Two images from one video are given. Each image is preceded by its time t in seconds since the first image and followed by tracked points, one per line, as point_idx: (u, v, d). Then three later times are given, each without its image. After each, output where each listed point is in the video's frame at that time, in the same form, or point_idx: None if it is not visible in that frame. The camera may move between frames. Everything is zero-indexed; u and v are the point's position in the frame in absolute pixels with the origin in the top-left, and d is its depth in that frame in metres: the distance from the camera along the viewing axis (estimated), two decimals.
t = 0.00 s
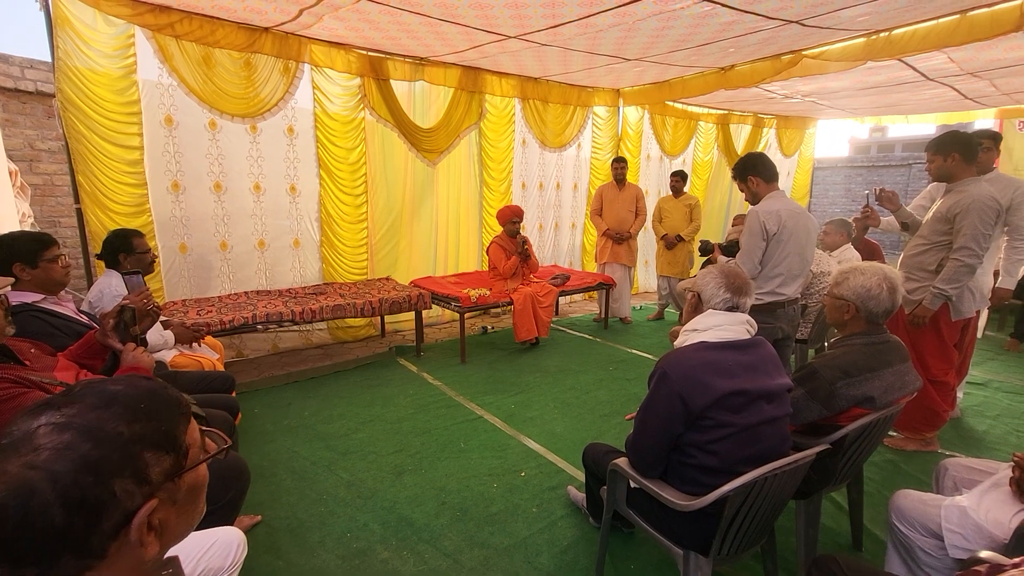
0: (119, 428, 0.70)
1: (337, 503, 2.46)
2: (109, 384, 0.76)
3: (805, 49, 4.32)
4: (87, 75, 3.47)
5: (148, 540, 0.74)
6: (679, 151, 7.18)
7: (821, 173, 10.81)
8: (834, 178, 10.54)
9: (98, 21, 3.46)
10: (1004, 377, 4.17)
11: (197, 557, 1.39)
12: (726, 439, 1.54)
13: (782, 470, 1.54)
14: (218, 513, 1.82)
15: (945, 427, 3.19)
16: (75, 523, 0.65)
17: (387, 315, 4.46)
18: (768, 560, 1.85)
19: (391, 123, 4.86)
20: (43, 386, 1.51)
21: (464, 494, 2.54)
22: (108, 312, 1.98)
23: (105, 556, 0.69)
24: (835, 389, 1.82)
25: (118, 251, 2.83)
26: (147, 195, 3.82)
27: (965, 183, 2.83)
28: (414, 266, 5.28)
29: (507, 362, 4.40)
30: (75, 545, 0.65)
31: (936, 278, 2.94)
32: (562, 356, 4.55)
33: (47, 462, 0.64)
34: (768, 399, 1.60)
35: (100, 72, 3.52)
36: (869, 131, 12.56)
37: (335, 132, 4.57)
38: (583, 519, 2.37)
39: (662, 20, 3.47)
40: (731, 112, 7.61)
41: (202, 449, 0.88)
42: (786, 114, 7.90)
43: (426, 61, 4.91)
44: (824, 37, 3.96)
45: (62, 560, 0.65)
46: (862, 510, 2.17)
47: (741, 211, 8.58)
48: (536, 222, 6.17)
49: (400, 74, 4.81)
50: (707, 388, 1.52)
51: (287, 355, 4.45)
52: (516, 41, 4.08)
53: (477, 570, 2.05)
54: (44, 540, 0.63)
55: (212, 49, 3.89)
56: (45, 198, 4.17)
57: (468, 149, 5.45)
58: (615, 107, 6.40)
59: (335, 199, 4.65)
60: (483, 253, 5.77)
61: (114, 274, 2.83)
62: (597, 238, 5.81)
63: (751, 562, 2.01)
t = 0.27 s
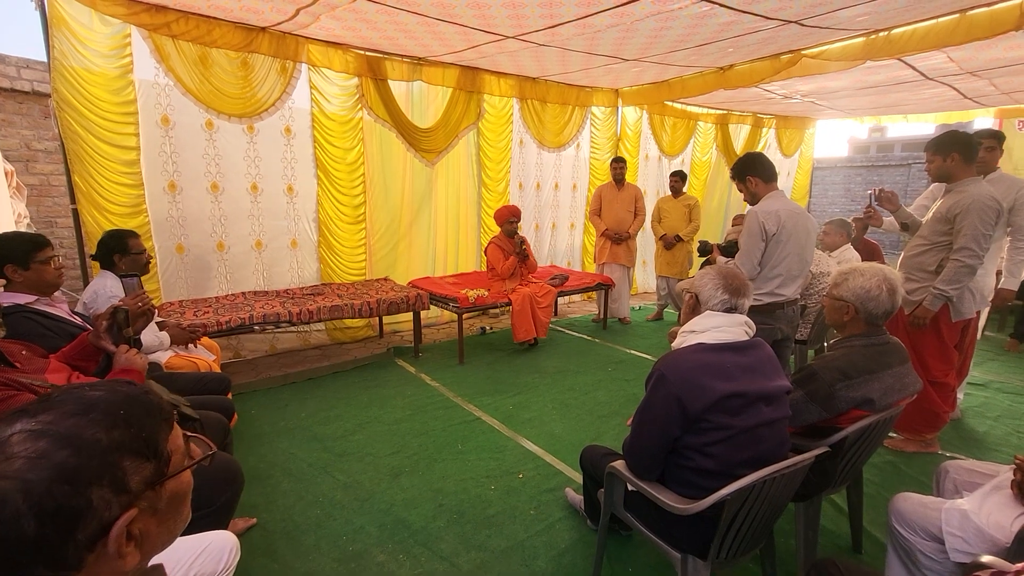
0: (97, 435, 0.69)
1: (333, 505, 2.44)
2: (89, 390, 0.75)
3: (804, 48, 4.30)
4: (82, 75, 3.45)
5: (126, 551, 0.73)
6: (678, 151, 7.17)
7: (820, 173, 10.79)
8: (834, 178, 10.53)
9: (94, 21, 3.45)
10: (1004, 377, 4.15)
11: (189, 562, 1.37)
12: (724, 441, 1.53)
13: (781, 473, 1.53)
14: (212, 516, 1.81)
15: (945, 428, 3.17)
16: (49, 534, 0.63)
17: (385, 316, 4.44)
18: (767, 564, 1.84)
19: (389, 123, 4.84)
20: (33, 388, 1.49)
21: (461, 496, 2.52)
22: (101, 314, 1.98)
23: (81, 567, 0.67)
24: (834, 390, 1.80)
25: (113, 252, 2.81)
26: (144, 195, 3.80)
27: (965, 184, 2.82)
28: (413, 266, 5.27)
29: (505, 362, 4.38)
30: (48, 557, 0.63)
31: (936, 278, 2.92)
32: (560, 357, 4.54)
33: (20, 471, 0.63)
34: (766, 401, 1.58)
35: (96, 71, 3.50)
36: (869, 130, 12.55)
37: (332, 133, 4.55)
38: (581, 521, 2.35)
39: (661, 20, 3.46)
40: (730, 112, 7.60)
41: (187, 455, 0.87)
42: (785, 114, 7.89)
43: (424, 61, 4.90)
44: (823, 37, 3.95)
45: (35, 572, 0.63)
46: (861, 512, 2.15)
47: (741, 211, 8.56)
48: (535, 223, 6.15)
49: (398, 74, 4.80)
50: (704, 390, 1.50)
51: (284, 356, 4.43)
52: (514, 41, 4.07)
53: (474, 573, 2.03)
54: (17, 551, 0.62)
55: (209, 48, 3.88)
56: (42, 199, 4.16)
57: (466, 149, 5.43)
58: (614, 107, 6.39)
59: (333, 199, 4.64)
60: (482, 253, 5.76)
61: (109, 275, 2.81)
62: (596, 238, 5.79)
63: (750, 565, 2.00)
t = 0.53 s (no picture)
0: (90, 439, 0.68)
1: (331, 507, 2.43)
2: (83, 393, 0.74)
3: (804, 48, 4.29)
4: (80, 74, 3.43)
5: (119, 557, 0.71)
6: (678, 151, 7.16)
7: (820, 173, 10.77)
8: (834, 178, 10.52)
9: (92, 20, 3.43)
10: (1005, 378, 4.14)
11: (186, 564, 1.36)
12: (724, 443, 1.51)
13: (783, 475, 1.51)
14: (209, 518, 1.79)
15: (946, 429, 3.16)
16: (41, 539, 0.62)
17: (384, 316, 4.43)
18: (768, 566, 1.82)
19: (388, 123, 4.83)
20: (28, 389, 1.48)
21: (461, 497, 2.51)
22: (97, 314, 1.97)
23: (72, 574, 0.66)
24: (836, 392, 1.79)
25: (111, 252, 2.80)
26: (143, 195, 3.79)
27: (966, 184, 2.81)
28: (412, 266, 5.25)
29: (504, 363, 4.37)
30: (39, 563, 0.62)
31: (937, 279, 2.91)
32: (560, 357, 4.53)
33: (10, 475, 0.61)
34: (767, 402, 1.57)
35: (95, 71, 3.49)
36: (868, 131, 12.55)
37: (332, 132, 4.54)
38: (581, 523, 2.34)
39: (661, 20, 3.45)
40: (730, 112, 7.59)
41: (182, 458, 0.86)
42: (785, 114, 7.88)
43: (424, 61, 4.89)
44: (824, 37, 3.93)
45: None
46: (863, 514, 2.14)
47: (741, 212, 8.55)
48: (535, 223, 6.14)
49: (397, 74, 4.79)
50: (705, 391, 1.49)
51: (283, 357, 4.42)
52: (514, 42, 4.06)
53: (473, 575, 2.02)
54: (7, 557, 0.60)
55: (208, 48, 3.87)
56: (40, 199, 4.14)
57: (466, 149, 5.42)
58: (614, 107, 6.38)
59: (332, 200, 4.63)
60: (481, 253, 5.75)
61: (106, 275, 2.80)
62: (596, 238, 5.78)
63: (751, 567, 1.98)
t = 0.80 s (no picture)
0: (93, 443, 0.67)
1: (332, 508, 2.42)
2: (86, 395, 0.73)
3: (805, 49, 4.29)
4: (81, 75, 3.43)
5: (121, 561, 0.71)
6: (678, 152, 7.16)
7: (820, 174, 10.76)
8: (834, 179, 10.51)
9: (93, 21, 3.43)
10: (1007, 379, 4.13)
11: (186, 566, 1.35)
12: (727, 445, 1.51)
13: (786, 477, 1.51)
14: (210, 520, 1.79)
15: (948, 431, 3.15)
16: (42, 544, 0.61)
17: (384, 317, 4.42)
18: (771, 568, 1.82)
19: (389, 124, 4.83)
20: (29, 390, 1.47)
21: (462, 499, 2.50)
22: (97, 315, 1.96)
23: None
24: (839, 393, 1.78)
25: (111, 252, 2.79)
26: (143, 196, 3.79)
27: (968, 185, 2.80)
28: (413, 267, 5.25)
29: (505, 364, 4.36)
30: (40, 567, 0.61)
31: (939, 280, 2.91)
32: (561, 358, 4.52)
33: (12, 479, 0.61)
34: (770, 404, 1.56)
35: (95, 71, 3.49)
36: (868, 132, 12.55)
37: (332, 133, 4.54)
38: (582, 525, 2.33)
39: (662, 20, 3.45)
40: (730, 113, 7.58)
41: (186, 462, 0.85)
42: (786, 115, 7.88)
43: (424, 62, 4.89)
44: (825, 37, 3.93)
45: None
46: (865, 516, 2.13)
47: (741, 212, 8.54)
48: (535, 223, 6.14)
49: (398, 75, 4.78)
50: (708, 393, 1.48)
51: (284, 358, 4.41)
52: (515, 43, 4.06)
53: None
54: (8, 561, 0.60)
55: (209, 49, 3.86)
56: (40, 199, 4.14)
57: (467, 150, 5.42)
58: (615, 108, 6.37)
59: (332, 200, 4.62)
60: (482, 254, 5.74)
61: (107, 276, 2.79)
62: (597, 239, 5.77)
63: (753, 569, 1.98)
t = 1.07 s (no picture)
0: (97, 442, 0.67)
1: (333, 508, 2.42)
2: (90, 394, 0.72)
3: (806, 49, 4.29)
4: (82, 74, 3.43)
5: (125, 561, 0.70)
6: (678, 152, 7.15)
7: (821, 174, 10.76)
8: (834, 179, 10.51)
9: (94, 20, 3.43)
10: (1008, 379, 4.12)
11: (188, 566, 1.35)
12: (730, 444, 1.50)
13: (789, 477, 1.50)
14: (211, 520, 1.78)
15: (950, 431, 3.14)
16: (46, 543, 0.61)
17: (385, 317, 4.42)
18: (773, 568, 1.81)
19: (389, 124, 4.83)
20: (31, 390, 1.47)
21: (463, 499, 2.50)
22: (98, 314, 1.96)
23: None
24: (841, 393, 1.78)
25: (111, 252, 2.79)
26: (144, 196, 3.78)
27: (970, 184, 2.80)
28: (413, 267, 5.24)
29: (506, 364, 4.36)
30: (46, 567, 0.61)
31: (941, 279, 2.90)
32: (561, 358, 4.51)
33: (17, 478, 0.61)
34: (773, 403, 1.56)
35: (96, 71, 3.48)
36: (869, 132, 12.54)
37: (333, 133, 4.53)
38: (584, 525, 2.33)
39: (663, 20, 3.44)
40: (731, 113, 7.58)
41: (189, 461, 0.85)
42: (787, 115, 7.88)
43: (424, 62, 4.88)
44: (826, 36, 3.92)
45: None
46: (867, 516, 2.13)
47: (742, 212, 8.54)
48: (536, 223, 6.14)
49: (399, 74, 4.78)
50: (711, 392, 1.47)
51: (284, 357, 4.41)
52: (515, 43, 4.06)
53: None
54: (12, 560, 0.59)
55: (209, 49, 3.86)
56: (41, 199, 4.14)
57: (467, 150, 5.41)
58: (615, 108, 6.37)
59: (333, 201, 4.61)
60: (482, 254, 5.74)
61: (107, 276, 2.79)
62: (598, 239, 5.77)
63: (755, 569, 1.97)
